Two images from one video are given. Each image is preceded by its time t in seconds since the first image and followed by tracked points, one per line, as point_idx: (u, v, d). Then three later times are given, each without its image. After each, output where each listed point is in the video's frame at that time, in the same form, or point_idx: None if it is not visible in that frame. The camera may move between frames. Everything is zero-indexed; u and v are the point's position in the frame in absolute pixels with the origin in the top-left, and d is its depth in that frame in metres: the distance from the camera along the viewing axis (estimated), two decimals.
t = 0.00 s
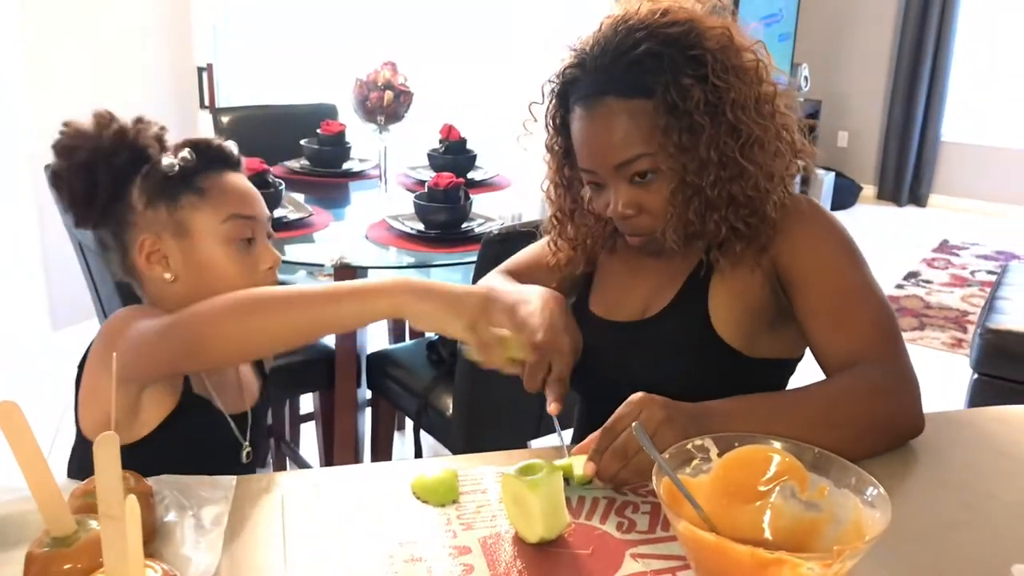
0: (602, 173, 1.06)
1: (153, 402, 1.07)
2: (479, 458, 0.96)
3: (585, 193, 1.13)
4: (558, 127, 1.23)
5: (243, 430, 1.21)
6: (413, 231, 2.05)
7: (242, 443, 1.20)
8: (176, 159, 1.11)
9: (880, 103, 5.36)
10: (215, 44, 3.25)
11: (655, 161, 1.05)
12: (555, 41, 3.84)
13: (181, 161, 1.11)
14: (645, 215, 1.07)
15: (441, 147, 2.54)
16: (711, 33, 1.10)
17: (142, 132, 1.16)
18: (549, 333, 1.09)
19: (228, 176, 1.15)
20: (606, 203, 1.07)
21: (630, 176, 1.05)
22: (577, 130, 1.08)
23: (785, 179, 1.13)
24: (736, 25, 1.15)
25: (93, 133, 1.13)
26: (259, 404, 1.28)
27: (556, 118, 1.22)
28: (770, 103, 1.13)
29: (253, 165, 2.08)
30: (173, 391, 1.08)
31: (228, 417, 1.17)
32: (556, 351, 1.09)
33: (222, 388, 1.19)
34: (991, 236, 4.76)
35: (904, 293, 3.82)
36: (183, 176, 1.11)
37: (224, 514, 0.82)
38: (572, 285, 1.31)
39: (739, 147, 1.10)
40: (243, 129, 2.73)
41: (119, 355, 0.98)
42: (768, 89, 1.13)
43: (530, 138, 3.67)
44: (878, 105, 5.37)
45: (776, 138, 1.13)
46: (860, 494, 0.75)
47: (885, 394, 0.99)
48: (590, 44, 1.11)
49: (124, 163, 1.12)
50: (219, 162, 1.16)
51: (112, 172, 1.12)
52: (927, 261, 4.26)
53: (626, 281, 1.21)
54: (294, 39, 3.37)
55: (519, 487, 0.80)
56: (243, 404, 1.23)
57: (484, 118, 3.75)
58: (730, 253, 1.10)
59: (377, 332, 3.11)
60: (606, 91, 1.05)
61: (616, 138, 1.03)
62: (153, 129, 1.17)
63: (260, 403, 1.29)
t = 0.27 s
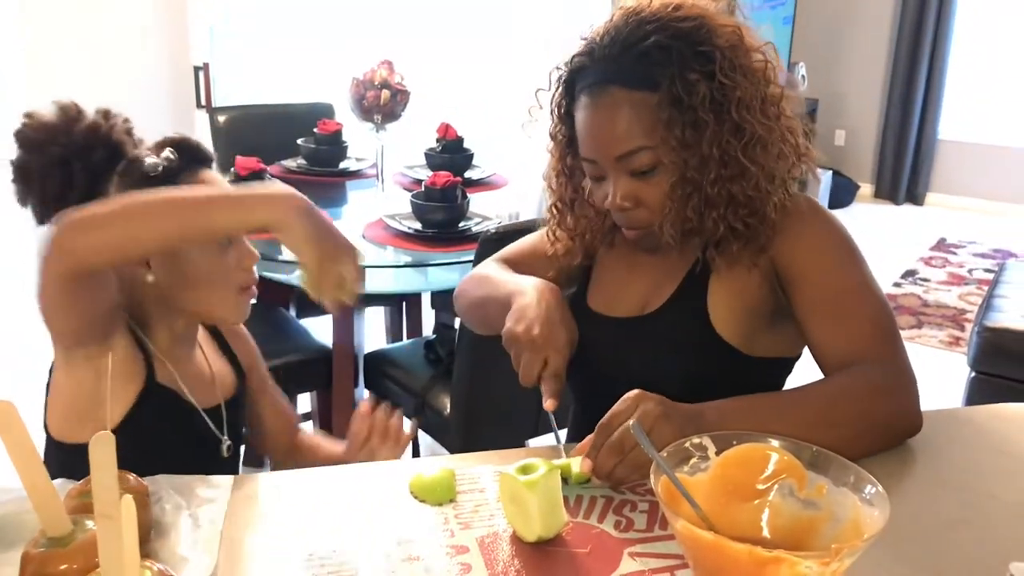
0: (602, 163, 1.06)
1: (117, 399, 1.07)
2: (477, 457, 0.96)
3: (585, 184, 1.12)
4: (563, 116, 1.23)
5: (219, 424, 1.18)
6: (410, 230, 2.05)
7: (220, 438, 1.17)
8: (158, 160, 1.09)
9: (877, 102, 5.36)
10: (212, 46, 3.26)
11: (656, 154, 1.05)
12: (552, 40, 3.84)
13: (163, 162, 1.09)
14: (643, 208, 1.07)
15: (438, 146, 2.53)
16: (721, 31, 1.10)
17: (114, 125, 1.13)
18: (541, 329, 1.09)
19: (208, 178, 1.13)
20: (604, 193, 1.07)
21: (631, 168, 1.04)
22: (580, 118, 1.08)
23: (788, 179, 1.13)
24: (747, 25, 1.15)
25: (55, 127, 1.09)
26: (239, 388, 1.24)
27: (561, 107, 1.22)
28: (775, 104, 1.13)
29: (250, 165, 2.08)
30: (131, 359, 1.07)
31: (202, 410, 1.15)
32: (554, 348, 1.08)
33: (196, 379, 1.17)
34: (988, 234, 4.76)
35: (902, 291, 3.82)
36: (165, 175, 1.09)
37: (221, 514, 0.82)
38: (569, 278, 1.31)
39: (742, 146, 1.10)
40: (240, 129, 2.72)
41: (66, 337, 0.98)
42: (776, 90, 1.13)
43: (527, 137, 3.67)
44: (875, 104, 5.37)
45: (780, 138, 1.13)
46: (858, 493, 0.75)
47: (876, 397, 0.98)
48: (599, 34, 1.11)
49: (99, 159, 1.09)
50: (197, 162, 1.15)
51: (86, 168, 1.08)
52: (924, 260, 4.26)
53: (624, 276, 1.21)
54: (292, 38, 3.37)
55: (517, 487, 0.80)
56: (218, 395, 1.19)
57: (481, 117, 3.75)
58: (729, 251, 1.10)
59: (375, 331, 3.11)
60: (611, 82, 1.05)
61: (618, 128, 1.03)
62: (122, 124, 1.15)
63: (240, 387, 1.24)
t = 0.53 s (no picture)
0: (605, 149, 1.05)
1: (88, 387, 1.07)
2: (474, 456, 0.96)
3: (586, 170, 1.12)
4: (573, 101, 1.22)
5: (202, 418, 1.16)
6: (409, 229, 2.04)
7: (202, 431, 1.15)
8: (94, 149, 1.10)
9: (877, 99, 5.36)
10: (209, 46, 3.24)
11: (661, 150, 1.04)
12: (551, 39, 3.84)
13: (100, 152, 1.10)
14: (640, 201, 1.06)
15: (437, 145, 2.53)
16: (744, 37, 1.10)
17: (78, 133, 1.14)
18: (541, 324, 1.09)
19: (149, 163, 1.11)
20: (604, 181, 1.06)
21: (634, 160, 1.04)
22: (590, 102, 1.07)
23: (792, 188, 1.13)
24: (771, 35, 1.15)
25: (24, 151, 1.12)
26: (228, 374, 1.22)
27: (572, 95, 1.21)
28: (788, 116, 1.12)
29: (249, 164, 2.07)
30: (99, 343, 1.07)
31: (182, 403, 1.13)
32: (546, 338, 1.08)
33: (175, 369, 1.15)
34: (987, 231, 4.76)
35: (902, 289, 3.82)
36: (96, 170, 1.09)
37: (221, 515, 0.82)
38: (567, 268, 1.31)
39: (749, 153, 1.09)
40: (238, 129, 2.72)
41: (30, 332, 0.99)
42: (790, 103, 1.13)
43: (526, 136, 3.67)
44: (874, 102, 5.36)
45: (789, 151, 1.12)
46: (856, 491, 0.75)
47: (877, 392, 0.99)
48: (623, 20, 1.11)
49: (51, 166, 1.10)
50: (142, 154, 1.13)
51: (43, 179, 1.10)
52: (924, 257, 4.26)
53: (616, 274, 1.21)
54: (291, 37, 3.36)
55: (515, 487, 0.80)
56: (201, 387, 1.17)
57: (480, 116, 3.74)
58: (725, 257, 1.10)
59: (374, 330, 3.11)
60: (626, 71, 1.05)
61: (626, 117, 1.03)
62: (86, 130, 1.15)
63: (228, 372, 1.22)
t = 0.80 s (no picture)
0: (614, 131, 1.04)
1: (48, 397, 1.11)
2: (476, 454, 0.96)
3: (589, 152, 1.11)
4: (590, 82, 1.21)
5: (165, 423, 1.18)
6: (410, 228, 2.05)
7: (163, 437, 1.17)
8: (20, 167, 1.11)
9: (877, 96, 5.36)
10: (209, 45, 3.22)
11: (668, 142, 1.03)
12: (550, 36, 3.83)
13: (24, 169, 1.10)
14: (637, 192, 1.05)
15: (437, 143, 2.53)
16: (772, 49, 1.10)
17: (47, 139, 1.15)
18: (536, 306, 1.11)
19: (70, 169, 1.10)
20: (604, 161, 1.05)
21: (639, 148, 1.03)
22: (608, 82, 1.07)
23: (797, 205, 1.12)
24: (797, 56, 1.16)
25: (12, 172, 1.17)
26: (197, 370, 1.24)
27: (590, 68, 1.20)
28: (801, 134, 1.13)
29: (249, 164, 2.08)
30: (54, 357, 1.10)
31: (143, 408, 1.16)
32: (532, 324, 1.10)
33: (135, 374, 1.17)
34: (988, 227, 4.76)
35: (902, 285, 3.82)
36: (27, 187, 1.11)
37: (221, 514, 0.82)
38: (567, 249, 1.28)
39: (759, 166, 1.09)
40: (237, 128, 2.72)
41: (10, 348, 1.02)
42: (806, 121, 1.13)
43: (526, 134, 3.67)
44: (874, 98, 5.36)
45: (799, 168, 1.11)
46: (856, 487, 0.74)
47: (882, 385, 0.99)
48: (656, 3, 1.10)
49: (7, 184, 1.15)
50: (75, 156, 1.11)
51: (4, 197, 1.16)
52: (924, 254, 4.26)
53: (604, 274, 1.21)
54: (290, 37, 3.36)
55: (515, 485, 0.80)
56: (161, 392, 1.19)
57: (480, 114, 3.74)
58: (722, 261, 1.09)
59: (374, 328, 3.11)
60: (650, 57, 1.04)
61: (641, 104, 1.02)
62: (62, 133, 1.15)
63: (194, 371, 1.24)
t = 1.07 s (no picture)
0: (588, 113, 1.07)
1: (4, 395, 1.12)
2: (474, 452, 0.96)
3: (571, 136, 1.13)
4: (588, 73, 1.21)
5: (128, 424, 1.19)
6: (409, 226, 2.04)
7: (126, 438, 1.18)
8: None
9: (876, 91, 5.35)
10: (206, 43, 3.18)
11: (634, 132, 1.04)
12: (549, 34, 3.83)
13: None
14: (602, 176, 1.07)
15: (436, 141, 2.53)
16: (756, 57, 1.07)
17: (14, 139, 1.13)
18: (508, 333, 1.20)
19: (43, 172, 1.07)
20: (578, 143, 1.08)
21: (607, 134, 1.05)
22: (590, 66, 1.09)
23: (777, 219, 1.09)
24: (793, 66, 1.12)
25: None
26: (165, 369, 1.24)
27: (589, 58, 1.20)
28: (787, 147, 1.09)
29: (247, 163, 2.07)
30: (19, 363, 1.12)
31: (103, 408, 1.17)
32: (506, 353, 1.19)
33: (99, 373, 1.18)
34: (988, 222, 4.76)
35: (903, 281, 3.82)
36: None
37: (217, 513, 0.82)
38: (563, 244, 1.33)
39: (736, 174, 1.07)
40: (236, 127, 2.71)
41: (0, 357, 1.04)
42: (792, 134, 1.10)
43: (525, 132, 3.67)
44: (874, 93, 5.35)
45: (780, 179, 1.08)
46: (852, 483, 0.75)
47: (886, 381, 0.98)
48: None
49: None
50: (45, 159, 1.09)
51: None
52: (924, 249, 4.26)
53: (589, 273, 1.23)
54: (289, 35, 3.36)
55: (512, 482, 0.80)
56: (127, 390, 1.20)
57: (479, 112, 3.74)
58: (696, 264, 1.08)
59: (374, 326, 3.11)
60: (630, 46, 1.05)
61: (614, 90, 1.04)
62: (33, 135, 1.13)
63: (161, 370, 1.24)
